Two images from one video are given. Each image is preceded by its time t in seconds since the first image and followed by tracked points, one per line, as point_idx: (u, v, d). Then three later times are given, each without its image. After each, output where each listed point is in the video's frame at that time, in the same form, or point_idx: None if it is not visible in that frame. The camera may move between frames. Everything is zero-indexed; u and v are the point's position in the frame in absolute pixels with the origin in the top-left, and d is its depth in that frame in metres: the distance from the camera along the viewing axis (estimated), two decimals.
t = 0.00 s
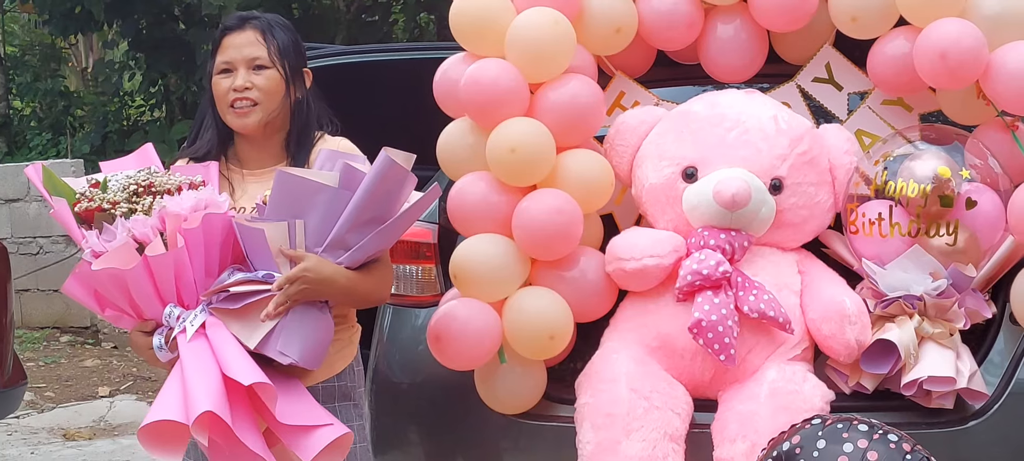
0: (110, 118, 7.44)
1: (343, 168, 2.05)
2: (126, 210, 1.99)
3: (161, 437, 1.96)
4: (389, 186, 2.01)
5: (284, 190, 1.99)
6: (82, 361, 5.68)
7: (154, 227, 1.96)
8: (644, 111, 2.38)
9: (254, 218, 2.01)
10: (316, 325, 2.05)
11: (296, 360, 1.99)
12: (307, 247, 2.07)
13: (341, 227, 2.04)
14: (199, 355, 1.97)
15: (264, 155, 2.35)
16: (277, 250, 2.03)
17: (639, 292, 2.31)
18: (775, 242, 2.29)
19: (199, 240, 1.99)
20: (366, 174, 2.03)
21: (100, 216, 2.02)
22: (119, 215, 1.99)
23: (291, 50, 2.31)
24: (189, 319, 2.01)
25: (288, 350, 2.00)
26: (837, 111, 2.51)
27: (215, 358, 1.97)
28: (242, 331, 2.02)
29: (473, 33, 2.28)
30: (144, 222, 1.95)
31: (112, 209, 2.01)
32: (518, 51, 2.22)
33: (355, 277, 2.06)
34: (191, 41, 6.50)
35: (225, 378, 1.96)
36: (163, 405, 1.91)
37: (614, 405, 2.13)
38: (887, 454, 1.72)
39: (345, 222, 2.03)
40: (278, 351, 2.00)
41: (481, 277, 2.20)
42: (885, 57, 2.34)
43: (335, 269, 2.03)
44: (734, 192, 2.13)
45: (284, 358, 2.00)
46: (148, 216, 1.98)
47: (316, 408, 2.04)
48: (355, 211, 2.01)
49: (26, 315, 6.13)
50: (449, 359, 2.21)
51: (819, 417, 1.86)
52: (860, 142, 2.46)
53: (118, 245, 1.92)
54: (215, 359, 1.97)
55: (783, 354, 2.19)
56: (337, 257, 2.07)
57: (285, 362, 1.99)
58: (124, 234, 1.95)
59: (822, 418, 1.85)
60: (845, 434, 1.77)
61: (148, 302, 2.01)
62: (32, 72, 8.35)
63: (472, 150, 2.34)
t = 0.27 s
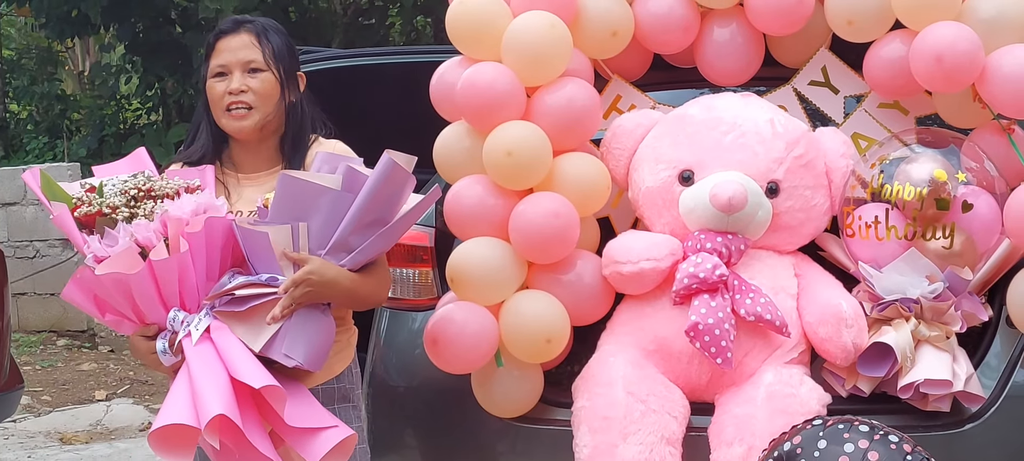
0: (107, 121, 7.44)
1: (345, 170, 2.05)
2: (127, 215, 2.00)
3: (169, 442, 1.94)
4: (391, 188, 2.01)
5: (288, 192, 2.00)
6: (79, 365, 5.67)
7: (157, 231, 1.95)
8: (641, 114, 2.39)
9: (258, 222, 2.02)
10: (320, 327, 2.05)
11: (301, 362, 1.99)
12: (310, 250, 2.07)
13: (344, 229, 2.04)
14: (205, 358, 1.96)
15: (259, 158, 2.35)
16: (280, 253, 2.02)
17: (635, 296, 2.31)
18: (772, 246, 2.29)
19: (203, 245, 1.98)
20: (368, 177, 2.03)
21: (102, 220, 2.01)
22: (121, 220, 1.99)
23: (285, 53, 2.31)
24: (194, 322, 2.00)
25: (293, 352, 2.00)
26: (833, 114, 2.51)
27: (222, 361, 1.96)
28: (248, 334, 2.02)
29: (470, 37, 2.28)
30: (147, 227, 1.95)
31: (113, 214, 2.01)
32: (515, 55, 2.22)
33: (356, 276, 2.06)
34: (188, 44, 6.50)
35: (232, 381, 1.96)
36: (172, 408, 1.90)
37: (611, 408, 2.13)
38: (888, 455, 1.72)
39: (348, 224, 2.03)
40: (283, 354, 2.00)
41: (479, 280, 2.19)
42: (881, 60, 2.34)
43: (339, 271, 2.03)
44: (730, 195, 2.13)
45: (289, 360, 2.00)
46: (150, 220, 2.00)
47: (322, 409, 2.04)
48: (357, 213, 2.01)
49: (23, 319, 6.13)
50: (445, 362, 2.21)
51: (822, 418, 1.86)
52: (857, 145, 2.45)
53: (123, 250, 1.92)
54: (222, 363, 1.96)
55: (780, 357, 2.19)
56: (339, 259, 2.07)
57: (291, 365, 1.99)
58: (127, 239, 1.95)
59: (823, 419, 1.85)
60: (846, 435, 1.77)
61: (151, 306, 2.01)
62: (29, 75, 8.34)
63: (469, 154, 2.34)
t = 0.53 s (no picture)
0: (106, 123, 7.45)
1: (346, 171, 2.05)
2: (125, 218, 1.99)
3: (169, 443, 1.94)
4: (393, 189, 2.01)
5: (290, 194, 1.99)
6: (79, 367, 5.67)
7: (155, 234, 1.96)
8: (640, 116, 2.39)
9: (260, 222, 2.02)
10: (322, 328, 2.06)
11: (303, 363, 2.00)
12: (312, 250, 2.07)
13: (346, 230, 2.04)
14: (205, 359, 1.96)
15: (258, 161, 2.36)
16: (282, 254, 2.02)
17: (635, 298, 2.31)
18: (771, 247, 2.29)
19: (201, 246, 1.98)
20: (370, 178, 2.03)
21: (99, 224, 2.03)
22: (119, 224, 1.99)
23: (280, 56, 2.31)
24: (194, 324, 2.00)
25: (295, 353, 2.00)
26: (833, 115, 2.51)
27: (222, 362, 1.96)
28: (250, 335, 2.02)
29: (469, 39, 2.28)
30: (145, 230, 1.95)
31: (111, 218, 2.01)
32: (514, 57, 2.22)
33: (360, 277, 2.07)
34: (187, 47, 6.50)
35: (232, 381, 1.96)
36: (172, 409, 1.90)
37: (611, 410, 2.13)
38: (884, 459, 1.72)
39: (350, 225, 2.03)
40: (286, 354, 2.00)
41: (479, 282, 2.19)
42: (881, 61, 2.35)
43: (340, 272, 2.03)
44: (730, 197, 2.13)
45: (292, 361, 2.00)
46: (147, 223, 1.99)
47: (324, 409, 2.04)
48: (359, 214, 2.01)
49: (22, 321, 6.13)
50: (446, 363, 2.20)
51: (815, 423, 1.86)
52: (857, 146, 2.45)
53: (121, 253, 1.92)
54: (222, 364, 1.96)
55: (780, 359, 2.19)
56: (341, 260, 2.07)
57: (293, 365, 1.99)
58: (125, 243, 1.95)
59: (819, 424, 1.84)
60: (842, 439, 1.77)
61: (151, 309, 2.02)
62: (29, 77, 8.33)
63: (468, 155, 2.34)
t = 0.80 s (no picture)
0: (107, 124, 7.45)
1: (342, 171, 2.05)
2: (126, 217, 2.00)
3: (169, 443, 1.95)
4: (389, 188, 2.01)
5: (286, 194, 1.99)
6: (80, 367, 5.67)
7: (156, 234, 1.96)
8: (640, 115, 2.39)
9: (256, 224, 2.02)
10: (319, 327, 2.06)
11: (300, 362, 2.00)
12: (309, 250, 2.07)
13: (342, 230, 2.04)
14: (205, 359, 1.96)
15: (259, 159, 2.36)
16: (278, 254, 2.02)
17: (635, 297, 2.32)
18: (772, 246, 2.29)
19: (203, 246, 1.98)
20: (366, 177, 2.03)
21: (101, 224, 2.02)
22: (120, 223, 1.99)
23: (283, 53, 2.32)
24: (193, 324, 2.01)
25: (292, 353, 2.00)
26: (833, 114, 2.51)
27: (222, 362, 1.97)
28: (247, 334, 2.02)
29: (469, 39, 2.28)
30: (146, 229, 1.95)
31: (112, 217, 2.01)
32: (514, 57, 2.22)
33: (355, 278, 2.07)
34: (187, 47, 6.51)
35: (232, 382, 1.96)
36: (171, 409, 1.90)
37: (612, 409, 2.13)
38: None
39: (346, 224, 2.03)
40: (283, 354, 2.00)
41: (479, 281, 2.20)
42: (881, 61, 2.35)
43: (336, 272, 2.03)
44: (730, 196, 2.13)
45: (288, 360, 2.00)
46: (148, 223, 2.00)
47: (321, 409, 2.04)
48: (355, 214, 2.01)
49: (23, 322, 6.13)
50: (446, 363, 2.21)
51: (811, 424, 1.86)
52: (857, 146, 2.46)
53: (121, 253, 1.93)
54: (222, 364, 1.97)
55: (780, 358, 2.19)
56: (338, 259, 2.08)
57: (290, 365, 2.00)
58: (126, 242, 1.95)
59: (813, 426, 1.84)
60: (837, 441, 1.78)
61: (152, 308, 2.02)
62: (29, 78, 8.33)
63: (468, 155, 2.34)
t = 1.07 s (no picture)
0: (108, 125, 7.46)
1: (340, 169, 2.05)
2: (127, 211, 2.00)
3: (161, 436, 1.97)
4: (386, 187, 2.01)
5: (282, 190, 1.99)
6: (81, 368, 5.68)
7: (156, 228, 1.97)
8: (642, 115, 2.39)
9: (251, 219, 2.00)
10: (313, 325, 2.05)
11: (292, 359, 2.00)
12: (303, 248, 2.06)
13: (338, 228, 2.04)
14: (198, 353, 1.98)
15: (263, 161, 2.36)
16: (274, 251, 2.01)
17: (637, 297, 2.32)
18: (774, 246, 2.29)
19: (201, 241, 1.98)
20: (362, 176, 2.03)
21: (102, 217, 2.02)
22: (121, 217, 1.99)
23: (287, 56, 2.31)
24: (187, 318, 2.01)
25: (284, 349, 2.00)
26: (834, 113, 2.52)
27: (214, 356, 1.98)
28: (240, 330, 2.03)
29: (471, 39, 2.29)
30: (146, 223, 1.96)
31: (114, 211, 2.02)
32: (516, 57, 2.22)
33: (349, 277, 2.06)
34: (189, 48, 6.51)
35: (223, 376, 1.97)
36: (162, 401, 1.92)
37: (614, 409, 2.13)
38: None
39: (342, 223, 2.03)
40: (275, 350, 2.00)
41: (480, 281, 2.20)
42: (883, 61, 2.35)
43: (330, 270, 2.02)
44: (732, 196, 2.13)
45: (281, 357, 2.00)
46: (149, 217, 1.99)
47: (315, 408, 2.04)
48: (352, 212, 2.01)
49: (25, 322, 6.14)
50: (448, 362, 2.21)
51: (807, 428, 1.85)
52: (859, 145, 2.46)
53: (120, 246, 1.94)
54: (214, 358, 1.98)
55: (783, 358, 2.19)
56: (333, 258, 2.07)
57: (282, 362, 2.00)
58: (126, 235, 1.97)
59: (810, 429, 1.84)
60: (833, 444, 1.77)
61: (149, 302, 2.02)
62: (30, 79, 8.33)
63: (470, 155, 2.34)
